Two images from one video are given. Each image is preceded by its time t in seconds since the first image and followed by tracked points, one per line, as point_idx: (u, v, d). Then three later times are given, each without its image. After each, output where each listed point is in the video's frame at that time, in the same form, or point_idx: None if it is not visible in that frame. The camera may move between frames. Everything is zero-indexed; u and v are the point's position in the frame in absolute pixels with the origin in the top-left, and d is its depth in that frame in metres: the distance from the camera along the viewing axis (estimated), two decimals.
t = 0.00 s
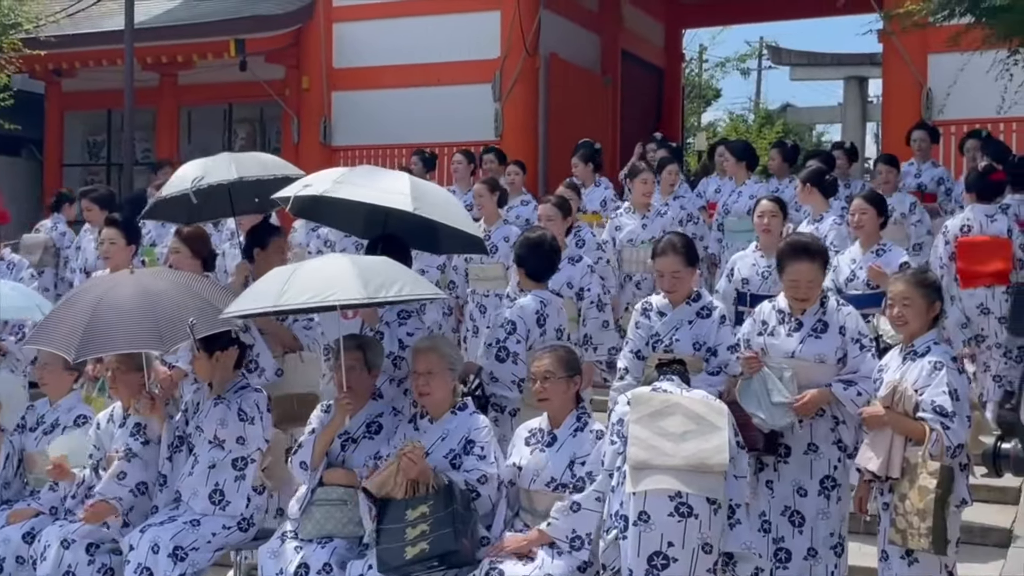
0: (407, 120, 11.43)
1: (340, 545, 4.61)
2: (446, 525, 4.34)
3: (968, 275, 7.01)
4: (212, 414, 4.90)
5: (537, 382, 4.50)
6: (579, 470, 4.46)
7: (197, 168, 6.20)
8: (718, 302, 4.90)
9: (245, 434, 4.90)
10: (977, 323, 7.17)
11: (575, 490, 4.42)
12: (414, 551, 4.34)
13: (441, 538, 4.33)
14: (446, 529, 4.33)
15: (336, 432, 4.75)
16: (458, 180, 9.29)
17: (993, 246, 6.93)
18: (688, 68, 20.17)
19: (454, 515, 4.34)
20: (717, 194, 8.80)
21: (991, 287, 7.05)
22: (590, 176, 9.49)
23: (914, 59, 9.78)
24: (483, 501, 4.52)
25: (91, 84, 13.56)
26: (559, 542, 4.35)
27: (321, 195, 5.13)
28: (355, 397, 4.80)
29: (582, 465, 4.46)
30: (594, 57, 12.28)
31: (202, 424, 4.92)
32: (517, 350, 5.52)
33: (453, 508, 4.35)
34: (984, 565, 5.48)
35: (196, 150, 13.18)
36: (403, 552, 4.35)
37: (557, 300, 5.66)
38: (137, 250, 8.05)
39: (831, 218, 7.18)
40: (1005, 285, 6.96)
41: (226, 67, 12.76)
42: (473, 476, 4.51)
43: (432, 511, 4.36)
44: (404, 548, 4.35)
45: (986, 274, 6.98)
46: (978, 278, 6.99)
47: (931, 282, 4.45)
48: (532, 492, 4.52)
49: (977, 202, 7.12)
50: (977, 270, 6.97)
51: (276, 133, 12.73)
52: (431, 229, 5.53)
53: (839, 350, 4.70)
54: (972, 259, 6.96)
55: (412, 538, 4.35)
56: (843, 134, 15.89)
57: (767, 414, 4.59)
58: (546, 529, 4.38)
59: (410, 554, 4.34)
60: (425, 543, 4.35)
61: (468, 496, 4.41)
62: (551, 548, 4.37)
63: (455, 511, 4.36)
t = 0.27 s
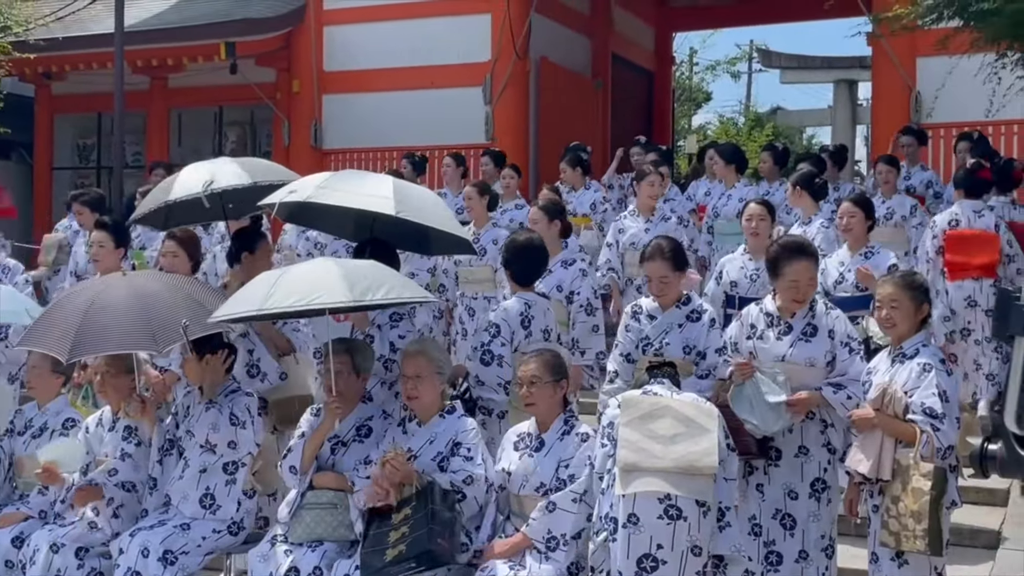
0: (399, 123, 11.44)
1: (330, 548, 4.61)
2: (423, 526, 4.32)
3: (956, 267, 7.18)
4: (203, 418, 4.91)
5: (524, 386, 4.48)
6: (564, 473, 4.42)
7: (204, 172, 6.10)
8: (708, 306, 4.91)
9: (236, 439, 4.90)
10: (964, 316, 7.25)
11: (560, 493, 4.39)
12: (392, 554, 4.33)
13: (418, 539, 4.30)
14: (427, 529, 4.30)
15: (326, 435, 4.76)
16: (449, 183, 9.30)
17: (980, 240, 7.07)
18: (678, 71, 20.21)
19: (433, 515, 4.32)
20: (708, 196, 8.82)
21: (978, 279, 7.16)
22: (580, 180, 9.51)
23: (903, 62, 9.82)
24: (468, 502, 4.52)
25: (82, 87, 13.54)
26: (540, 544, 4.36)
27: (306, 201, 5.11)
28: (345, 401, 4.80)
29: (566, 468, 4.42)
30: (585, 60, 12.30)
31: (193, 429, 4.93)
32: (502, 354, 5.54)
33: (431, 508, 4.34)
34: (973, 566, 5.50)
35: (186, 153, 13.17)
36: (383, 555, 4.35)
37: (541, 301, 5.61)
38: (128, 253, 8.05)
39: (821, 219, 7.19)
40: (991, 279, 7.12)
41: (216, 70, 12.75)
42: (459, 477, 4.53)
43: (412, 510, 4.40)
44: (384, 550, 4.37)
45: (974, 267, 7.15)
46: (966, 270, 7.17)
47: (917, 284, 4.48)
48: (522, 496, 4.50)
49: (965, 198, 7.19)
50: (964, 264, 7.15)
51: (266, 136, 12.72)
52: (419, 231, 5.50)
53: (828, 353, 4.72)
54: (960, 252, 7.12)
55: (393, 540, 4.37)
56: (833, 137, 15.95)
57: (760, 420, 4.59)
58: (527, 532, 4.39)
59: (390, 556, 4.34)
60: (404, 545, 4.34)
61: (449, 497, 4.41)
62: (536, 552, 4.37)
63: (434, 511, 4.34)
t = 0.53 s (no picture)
0: (392, 126, 11.44)
1: (324, 552, 4.60)
2: (404, 514, 4.37)
3: (948, 264, 7.16)
4: (201, 438, 4.87)
5: (503, 391, 4.47)
6: (546, 480, 4.37)
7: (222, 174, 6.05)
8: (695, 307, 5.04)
9: (235, 457, 4.89)
10: (954, 313, 7.29)
11: (544, 501, 4.34)
12: (376, 546, 4.41)
13: (400, 529, 4.37)
14: (407, 520, 4.37)
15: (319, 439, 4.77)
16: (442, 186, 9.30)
17: (973, 237, 7.02)
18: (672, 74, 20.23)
19: (412, 505, 4.37)
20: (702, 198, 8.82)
21: (971, 276, 7.18)
22: (573, 183, 9.51)
23: (896, 64, 9.83)
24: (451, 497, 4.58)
25: (74, 90, 13.52)
26: (527, 554, 4.31)
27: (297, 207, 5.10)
28: (339, 403, 4.81)
29: (549, 475, 4.37)
30: (578, 63, 12.31)
31: (193, 449, 4.88)
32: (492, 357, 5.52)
33: (411, 497, 4.37)
34: (967, 568, 5.50)
35: (179, 156, 13.14)
36: (367, 546, 4.42)
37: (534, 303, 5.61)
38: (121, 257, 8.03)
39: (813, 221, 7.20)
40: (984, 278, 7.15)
41: (209, 73, 12.74)
42: (443, 471, 4.58)
43: (393, 502, 4.39)
44: (369, 542, 4.42)
45: (967, 263, 7.13)
46: (958, 267, 7.15)
47: (909, 286, 4.49)
48: (510, 502, 4.44)
49: (964, 195, 7.18)
50: (958, 260, 7.11)
51: (259, 138, 12.71)
52: (408, 233, 5.48)
53: (820, 356, 4.72)
54: (956, 249, 7.07)
55: (376, 531, 4.41)
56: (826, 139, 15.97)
57: (761, 420, 4.59)
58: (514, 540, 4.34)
59: (374, 548, 4.41)
60: (387, 535, 4.40)
61: (430, 486, 4.45)
62: (526, 559, 4.32)
63: (416, 500, 4.39)
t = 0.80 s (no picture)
0: (389, 128, 11.44)
1: (321, 553, 4.60)
2: (396, 533, 4.44)
3: (953, 263, 7.19)
4: (202, 462, 4.86)
5: (489, 392, 4.48)
6: (539, 478, 4.38)
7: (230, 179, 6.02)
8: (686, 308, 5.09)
9: (238, 470, 4.91)
10: (959, 312, 7.27)
11: (536, 498, 4.36)
12: (366, 559, 4.43)
13: (392, 548, 4.44)
14: (401, 537, 4.44)
15: (317, 441, 4.78)
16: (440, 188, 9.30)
17: (979, 237, 7.10)
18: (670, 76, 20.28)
19: (406, 525, 4.45)
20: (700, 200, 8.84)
21: (975, 275, 7.19)
22: (570, 185, 9.52)
23: (893, 66, 9.84)
24: (448, 502, 4.57)
25: (72, 93, 13.54)
26: (523, 549, 4.33)
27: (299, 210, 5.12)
28: (337, 407, 4.83)
29: (541, 472, 4.39)
30: (575, 64, 12.31)
31: (193, 469, 4.88)
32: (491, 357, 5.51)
33: (406, 516, 4.45)
34: (965, 569, 5.51)
35: (176, 159, 13.15)
36: (358, 558, 4.43)
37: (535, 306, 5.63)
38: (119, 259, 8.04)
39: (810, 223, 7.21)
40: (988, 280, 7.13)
41: (206, 75, 12.74)
42: (439, 478, 4.57)
43: (388, 517, 4.44)
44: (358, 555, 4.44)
45: (972, 263, 7.15)
46: (963, 266, 7.18)
47: (906, 287, 4.49)
48: (506, 502, 4.44)
49: (971, 195, 7.26)
50: (962, 259, 7.15)
51: (256, 140, 12.71)
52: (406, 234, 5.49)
53: (817, 357, 4.73)
54: (961, 249, 7.13)
55: (367, 545, 4.44)
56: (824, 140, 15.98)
57: (749, 419, 4.61)
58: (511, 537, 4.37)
59: (364, 562, 4.43)
60: (378, 550, 4.45)
61: (429, 503, 4.51)
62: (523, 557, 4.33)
63: (410, 520, 4.47)
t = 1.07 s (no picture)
0: (390, 129, 11.45)
1: (321, 555, 4.62)
2: (396, 540, 4.44)
3: (962, 261, 7.23)
4: (201, 463, 4.87)
5: (514, 396, 4.52)
6: (555, 481, 4.43)
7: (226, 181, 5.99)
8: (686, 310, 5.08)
9: (237, 470, 4.90)
10: (965, 310, 7.26)
11: (553, 500, 4.40)
12: (366, 566, 4.44)
13: (391, 555, 4.43)
14: (401, 544, 4.43)
15: (316, 443, 4.81)
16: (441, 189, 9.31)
17: (989, 237, 7.13)
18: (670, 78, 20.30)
19: (405, 532, 4.44)
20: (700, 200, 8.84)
21: (983, 274, 7.21)
22: (570, 187, 9.52)
23: (893, 67, 9.84)
24: (453, 506, 4.55)
25: (72, 94, 13.55)
26: (533, 550, 4.37)
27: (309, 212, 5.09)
28: (337, 409, 4.85)
29: (558, 476, 4.43)
30: (576, 65, 12.31)
31: (193, 473, 4.89)
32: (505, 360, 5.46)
33: (407, 523, 4.44)
34: (967, 569, 5.50)
35: (177, 161, 13.17)
36: (357, 564, 4.45)
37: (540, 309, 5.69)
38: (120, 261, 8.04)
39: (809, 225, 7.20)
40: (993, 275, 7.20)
41: (206, 77, 12.75)
42: (444, 482, 4.55)
43: (388, 523, 4.44)
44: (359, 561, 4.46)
45: (980, 262, 7.19)
46: (971, 266, 7.21)
47: (905, 290, 4.49)
48: (512, 504, 4.49)
49: (980, 195, 7.23)
50: (972, 258, 7.19)
51: (257, 142, 12.71)
52: (411, 235, 5.51)
53: (817, 358, 4.77)
54: (975, 248, 7.15)
55: (367, 552, 4.45)
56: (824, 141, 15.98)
57: (747, 419, 4.63)
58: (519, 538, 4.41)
59: (363, 568, 4.45)
60: (377, 558, 4.45)
61: (431, 512, 4.48)
62: (529, 557, 4.38)
63: (411, 528, 4.45)
